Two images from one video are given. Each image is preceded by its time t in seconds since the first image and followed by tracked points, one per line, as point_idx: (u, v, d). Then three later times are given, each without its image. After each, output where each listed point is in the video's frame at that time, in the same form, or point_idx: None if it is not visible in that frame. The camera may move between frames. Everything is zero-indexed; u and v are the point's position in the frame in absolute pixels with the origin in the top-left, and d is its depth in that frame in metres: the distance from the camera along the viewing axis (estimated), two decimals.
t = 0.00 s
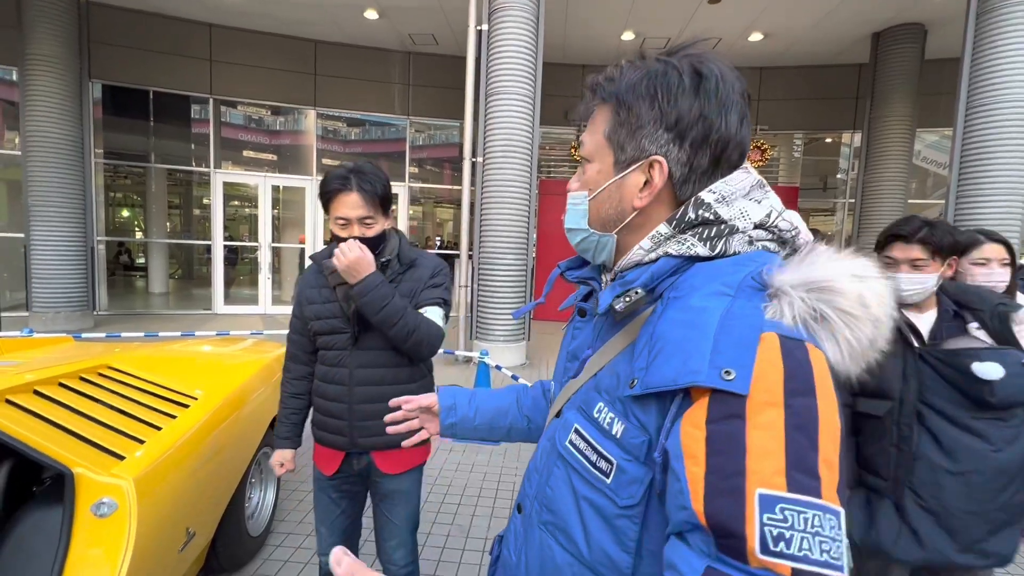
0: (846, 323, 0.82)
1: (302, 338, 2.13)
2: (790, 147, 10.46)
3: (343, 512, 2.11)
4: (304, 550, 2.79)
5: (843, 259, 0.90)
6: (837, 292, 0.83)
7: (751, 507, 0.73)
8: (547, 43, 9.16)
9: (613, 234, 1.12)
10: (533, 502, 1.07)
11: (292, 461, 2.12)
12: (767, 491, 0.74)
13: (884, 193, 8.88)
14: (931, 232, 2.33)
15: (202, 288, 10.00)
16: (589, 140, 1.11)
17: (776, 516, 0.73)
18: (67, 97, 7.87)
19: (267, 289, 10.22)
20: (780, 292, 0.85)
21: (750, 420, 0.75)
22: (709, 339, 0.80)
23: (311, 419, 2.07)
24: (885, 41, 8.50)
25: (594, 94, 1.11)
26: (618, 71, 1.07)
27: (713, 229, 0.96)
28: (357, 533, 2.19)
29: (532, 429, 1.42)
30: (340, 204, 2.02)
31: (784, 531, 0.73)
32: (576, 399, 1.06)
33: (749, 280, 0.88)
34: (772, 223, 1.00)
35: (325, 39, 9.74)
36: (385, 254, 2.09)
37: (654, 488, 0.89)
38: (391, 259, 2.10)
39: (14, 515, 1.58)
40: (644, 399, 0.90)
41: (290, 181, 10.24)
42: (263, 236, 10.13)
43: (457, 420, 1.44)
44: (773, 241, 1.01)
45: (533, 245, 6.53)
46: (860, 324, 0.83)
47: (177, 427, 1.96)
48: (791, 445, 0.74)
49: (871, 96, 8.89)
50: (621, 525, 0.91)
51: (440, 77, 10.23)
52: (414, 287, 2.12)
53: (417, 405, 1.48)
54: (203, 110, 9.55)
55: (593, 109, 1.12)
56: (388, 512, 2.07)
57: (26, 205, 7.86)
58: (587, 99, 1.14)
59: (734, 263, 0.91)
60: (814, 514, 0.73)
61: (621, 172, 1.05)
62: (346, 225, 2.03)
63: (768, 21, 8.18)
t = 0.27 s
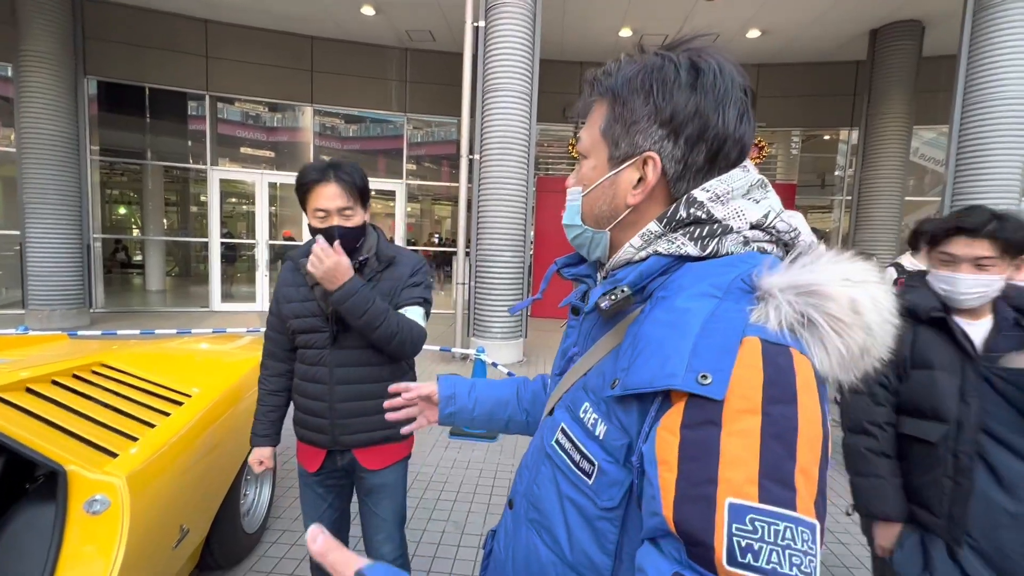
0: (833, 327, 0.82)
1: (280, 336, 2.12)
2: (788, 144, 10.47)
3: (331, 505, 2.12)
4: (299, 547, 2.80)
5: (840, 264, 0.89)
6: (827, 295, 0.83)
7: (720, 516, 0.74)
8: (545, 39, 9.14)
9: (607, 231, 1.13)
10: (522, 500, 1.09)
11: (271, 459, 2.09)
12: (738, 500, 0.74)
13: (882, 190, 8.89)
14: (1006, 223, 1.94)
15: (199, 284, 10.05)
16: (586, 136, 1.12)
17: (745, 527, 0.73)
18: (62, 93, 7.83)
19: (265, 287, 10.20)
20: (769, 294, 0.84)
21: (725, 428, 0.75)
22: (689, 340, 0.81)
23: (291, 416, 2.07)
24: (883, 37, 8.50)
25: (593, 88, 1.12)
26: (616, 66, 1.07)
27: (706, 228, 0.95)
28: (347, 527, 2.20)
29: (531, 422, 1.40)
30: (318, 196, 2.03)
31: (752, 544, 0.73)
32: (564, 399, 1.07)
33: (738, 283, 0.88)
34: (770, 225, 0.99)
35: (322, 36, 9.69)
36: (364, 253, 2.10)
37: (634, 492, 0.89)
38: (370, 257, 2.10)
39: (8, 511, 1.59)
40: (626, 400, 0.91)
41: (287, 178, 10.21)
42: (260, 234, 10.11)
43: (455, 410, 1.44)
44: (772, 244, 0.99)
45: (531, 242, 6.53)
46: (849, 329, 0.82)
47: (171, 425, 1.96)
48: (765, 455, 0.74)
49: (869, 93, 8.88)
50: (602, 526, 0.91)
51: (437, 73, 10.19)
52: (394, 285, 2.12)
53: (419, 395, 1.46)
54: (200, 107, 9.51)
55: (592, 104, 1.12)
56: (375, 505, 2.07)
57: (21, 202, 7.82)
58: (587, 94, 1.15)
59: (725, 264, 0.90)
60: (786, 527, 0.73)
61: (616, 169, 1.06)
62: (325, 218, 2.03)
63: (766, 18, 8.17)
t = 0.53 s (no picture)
0: (845, 310, 0.80)
1: (269, 334, 2.07)
2: (787, 141, 10.45)
3: (329, 501, 2.10)
4: (297, 542, 2.79)
5: (857, 250, 0.88)
6: (839, 278, 0.81)
7: (703, 488, 0.73)
8: (545, 35, 9.09)
9: (614, 216, 1.12)
10: (525, 492, 1.08)
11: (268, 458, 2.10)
12: (721, 474, 0.73)
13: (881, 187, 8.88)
14: None
15: (199, 281, 9.89)
16: (595, 120, 1.12)
17: (728, 502, 0.72)
18: (58, 88, 7.78)
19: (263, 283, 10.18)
20: (777, 275, 0.83)
21: (719, 402, 0.74)
22: (690, 319, 0.80)
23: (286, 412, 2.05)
24: (883, 34, 8.47)
25: (603, 73, 1.12)
26: (625, 50, 1.07)
27: (714, 211, 0.94)
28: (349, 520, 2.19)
29: (519, 407, 1.42)
30: (308, 180, 2.06)
31: (734, 519, 0.71)
32: (569, 388, 1.06)
33: (746, 265, 0.86)
34: (783, 209, 0.97)
35: (320, 31, 9.64)
36: (356, 247, 2.06)
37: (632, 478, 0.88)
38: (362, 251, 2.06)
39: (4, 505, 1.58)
40: (628, 382, 0.90)
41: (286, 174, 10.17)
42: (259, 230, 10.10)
43: (441, 397, 1.41)
44: (787, 229, 0.97)
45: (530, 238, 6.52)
46: (863, 312, 0.80)
47: (168, 419, 1.95)
48: (757, 432, 0.73)
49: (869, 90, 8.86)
50: (601, 516, 0.91)
51: (437, 69, 10.15)
52: (389, 279, 2.09)
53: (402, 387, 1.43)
54: (198, 103, 9.47)
55: (602, 89, 1.12)
56: (376, 495, 2.08)
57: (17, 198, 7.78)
58: (597, 80, 1.15)
59: (733, 246, 0.89)
60: (770, 505, 0.71)
61: (623, 152, 1.05)
62: (320, 196, 2.03)
63: (767, 14, 8.13)
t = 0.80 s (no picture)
0: (835, 301, 0.79)
1: (266, 332, 2.05)
2: (787, 139, 10.43)
3: (327, 502, 2.09)
4: (295, 540, 2.79)
5: (850, 242, 0.87)
6: (827, 268, 0.81)
7: (704, 488, 0.71)
8: (545, 31, 9.06)
9: (604, 219, 1.12)
10: (523, 490, 1.08)
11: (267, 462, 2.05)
12: (723, 473, 0.71)
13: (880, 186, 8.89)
14: None
15: (196, 277, 10.03)
16: (579, 128, 1.12)
17: (730, 501, 0.70)
18: (56, 83, 7.74)
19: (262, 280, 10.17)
20: (766, 268, 0.83)
21: (713, 399, 0.73)
22: (679, 315, 0.79)
23: (286, 412, 2.04)
24: (883, 32, 8.45)
25: (580, 83, 1.13)
26: (599, 58, 1.07)
27: (704, 205, 0.93)
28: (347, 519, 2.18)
29: (535, 412, 1.40)
30: (305, 173, 2.04)
31: (738, 518, 0.70)
32: (567, 386, 1.06)
33: (736, 258, 0.86)
34: (775, 201, 0.96)
35: (319, 26, 9.59)
36: (355, 242, 2.04)
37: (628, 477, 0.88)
38: (360, 246, 2.05)
39: None
40: (621, 379, 0.89)
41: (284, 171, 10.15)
42: (257, 226, 10.08)
43: (457, 402, 1.41)
44: (779, 222, 0.95)
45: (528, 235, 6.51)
46: (854, 302, 0.79)
47: (165, 415, 1.94)
48: (755, 426, 0.71)
49: (869, 89, 8.85)
50: (596, 513, 0.91)
51: (436, 65, 10.11)
52: (389, 275, 2.08)
53: (417, 395, 1.41)
54: (196, 98, 9.44)
55: (581, 98, 1.13)
56: (377, 493, 2.08)
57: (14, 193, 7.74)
58: (576, 90, 1.15)
59: (723, 240, 0.89)
60: (775, 501, 0.70)
61: (606, 157, 1.04)
62: (319, 188, 2.02)
63: (768, 12, 8.11)
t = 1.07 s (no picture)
0: (828, 292, 0.78)
1: (268, 327, 2.02)
2: (786, 137, 10.42)
3: (327, 503, 2.08)
4: (293, 538, 2.78)
5: (843, 232, 0.86)
6: (820, 260, 0.80)
7: (702, 483, 0.71)
8: (544, 28, 9.03)
9: (606, 216, 1.11)
10: (528, 486, 1.08)
11: (265, 462, 2.02)
12: (719, 467, 0.71)
13: (879, 185, 8.89)
14: None
15: (194, 275, 9.95)
16: (578, 123, 1.11)
17: (727, 495, 0.70)
18: (53, 79, 7.70)
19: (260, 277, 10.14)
20: (758, 261, 0.82)
21: (708, 394, 0.73)
22: (673, 309, 0.79)
23: (289, 410, 2.02)
24: (883, 31, 8.45)
25: (578, 78, 1.12)
26: (598, 53, 1.07)
27: (698, 199, 0.92)
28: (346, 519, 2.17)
29: (541, 409, 1.40)
30: (316, 167, 2.03)
31: (736, 511, 0.69)
32: (569, 383, 1.06)
33: (729, 252, 0.85)
34: (770, 193, 0.95)
35: (318, 23, 9.54)
36: (365, 238, 2.05)
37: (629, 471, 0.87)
38: (370, 243, 2.06)
39: None
40: (619, 375, 0.89)
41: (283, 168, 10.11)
42: (255, 224, 10.04)
43: (463, 400, 1.39)
44: (774, 215, 0.94)
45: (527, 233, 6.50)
46: (847, 292, 0.78)
47: (162, 412, 1.94)
48: (750, 420, 0.71)
49: (869, 88, 8.85)
50: (597, 508, 0.90)
51: (435, 62, 10.07)
52: (398, 273, 2.09)
53: (424, 394, 1.42)
54: (194, 95, 9.39)
55: (580, 93, 1.13)
56: (377, 493, 2.08)
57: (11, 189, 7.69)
58: (574, 85, 1.15)
59: (716, 233, 0.88)
60: (771, 492, 0.69)
61: (606, 152, 1.03)
62: (331, 183, 2.01)
63: (767, 9, 8.10)
